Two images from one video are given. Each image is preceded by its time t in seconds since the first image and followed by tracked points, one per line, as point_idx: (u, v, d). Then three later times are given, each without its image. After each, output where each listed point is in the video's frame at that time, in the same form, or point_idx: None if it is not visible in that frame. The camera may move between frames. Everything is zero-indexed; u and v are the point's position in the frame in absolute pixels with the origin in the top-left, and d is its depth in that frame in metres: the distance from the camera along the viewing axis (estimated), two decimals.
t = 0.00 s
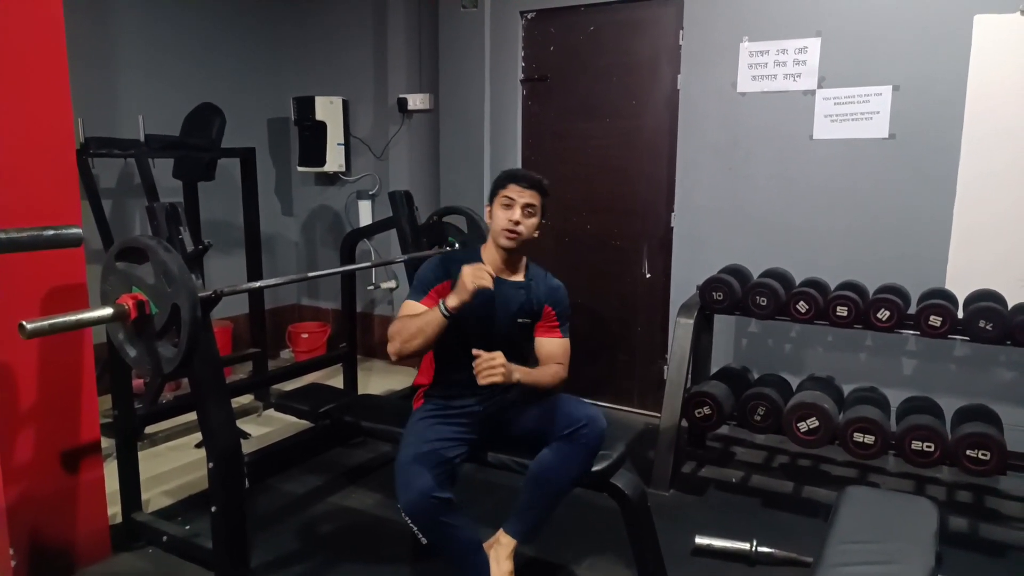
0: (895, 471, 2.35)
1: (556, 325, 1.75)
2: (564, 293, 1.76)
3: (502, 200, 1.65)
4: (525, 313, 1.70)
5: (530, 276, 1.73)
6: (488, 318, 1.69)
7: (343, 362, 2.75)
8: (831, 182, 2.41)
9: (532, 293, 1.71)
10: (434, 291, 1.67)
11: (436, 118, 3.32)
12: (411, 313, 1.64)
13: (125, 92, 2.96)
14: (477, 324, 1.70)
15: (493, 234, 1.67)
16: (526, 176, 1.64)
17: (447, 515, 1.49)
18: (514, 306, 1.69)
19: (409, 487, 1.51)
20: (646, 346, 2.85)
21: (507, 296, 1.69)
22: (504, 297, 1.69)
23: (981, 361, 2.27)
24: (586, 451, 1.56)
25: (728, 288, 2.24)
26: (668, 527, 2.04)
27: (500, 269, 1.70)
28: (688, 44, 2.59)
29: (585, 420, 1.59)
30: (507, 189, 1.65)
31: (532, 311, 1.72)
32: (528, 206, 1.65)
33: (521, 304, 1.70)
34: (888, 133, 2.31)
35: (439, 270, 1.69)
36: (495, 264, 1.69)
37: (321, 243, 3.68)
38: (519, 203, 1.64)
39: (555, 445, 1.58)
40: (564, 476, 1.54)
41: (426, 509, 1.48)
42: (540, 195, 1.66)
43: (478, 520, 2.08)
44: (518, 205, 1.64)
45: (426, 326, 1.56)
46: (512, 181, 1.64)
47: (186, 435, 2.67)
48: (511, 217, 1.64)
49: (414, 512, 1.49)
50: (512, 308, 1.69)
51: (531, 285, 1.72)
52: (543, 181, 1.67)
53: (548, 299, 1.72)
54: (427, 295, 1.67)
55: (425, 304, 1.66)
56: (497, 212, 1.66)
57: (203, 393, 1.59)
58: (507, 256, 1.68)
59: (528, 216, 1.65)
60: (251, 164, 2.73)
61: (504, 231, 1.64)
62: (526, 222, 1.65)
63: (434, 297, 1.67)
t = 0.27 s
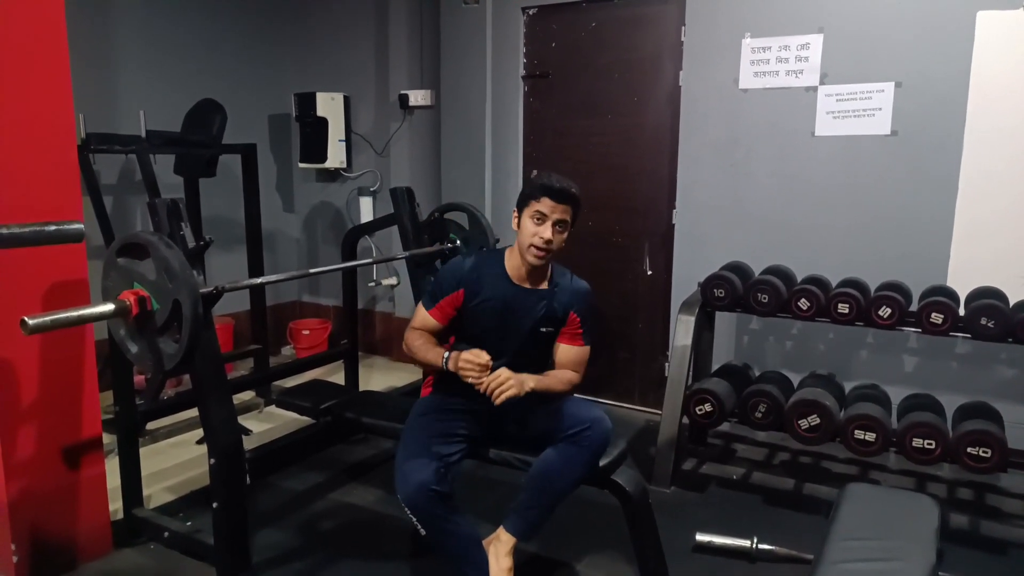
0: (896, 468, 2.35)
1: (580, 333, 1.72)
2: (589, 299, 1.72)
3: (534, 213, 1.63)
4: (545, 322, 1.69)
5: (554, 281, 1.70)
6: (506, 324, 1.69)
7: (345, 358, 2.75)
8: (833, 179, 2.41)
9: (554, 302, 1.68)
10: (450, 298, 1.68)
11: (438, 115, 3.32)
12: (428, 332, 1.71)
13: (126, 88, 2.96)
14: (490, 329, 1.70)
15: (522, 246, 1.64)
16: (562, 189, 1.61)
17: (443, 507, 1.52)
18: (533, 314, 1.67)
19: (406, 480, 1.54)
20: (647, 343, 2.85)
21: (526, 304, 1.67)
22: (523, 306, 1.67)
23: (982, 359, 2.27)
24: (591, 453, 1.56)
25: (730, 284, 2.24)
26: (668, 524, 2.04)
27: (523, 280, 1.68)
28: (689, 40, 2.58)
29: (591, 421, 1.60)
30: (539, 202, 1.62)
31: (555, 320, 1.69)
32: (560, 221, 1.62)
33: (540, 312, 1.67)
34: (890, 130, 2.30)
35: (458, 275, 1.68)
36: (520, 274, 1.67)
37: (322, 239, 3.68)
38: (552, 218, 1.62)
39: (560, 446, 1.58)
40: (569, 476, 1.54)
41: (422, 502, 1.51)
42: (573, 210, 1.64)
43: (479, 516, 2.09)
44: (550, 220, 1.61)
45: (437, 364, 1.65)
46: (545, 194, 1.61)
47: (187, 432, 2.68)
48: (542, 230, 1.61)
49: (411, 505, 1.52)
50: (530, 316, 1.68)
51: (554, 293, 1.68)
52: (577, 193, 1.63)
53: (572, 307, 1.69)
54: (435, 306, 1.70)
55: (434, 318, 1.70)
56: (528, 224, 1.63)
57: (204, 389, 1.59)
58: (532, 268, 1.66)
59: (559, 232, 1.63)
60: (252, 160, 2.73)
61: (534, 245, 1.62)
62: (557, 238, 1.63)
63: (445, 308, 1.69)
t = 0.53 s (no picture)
0: (892, 470, 2.35)
1: (580, 343, 1.69)
2: (590, 308, 1.69)
3: (523, 224, 1.61)
4: (542, 326, 1.68)
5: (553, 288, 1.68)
6: (503, 328, 1.69)
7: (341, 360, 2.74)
8: (829, 181, 2.42)
9: (552, 309, 1.67)
10: (450, 300, 1.71)
11: (435, 117, 3.32)
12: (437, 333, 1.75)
13: (122, 90, 2.96)
14: (487, 331, 1.70)
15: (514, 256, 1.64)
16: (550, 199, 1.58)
17: (425, 498, 1.56)
18: (530, 318, 1.67)
19: (394, 467, 1.59)
20: (644, 345, 2.85)
21: (523, 309, 1.67)
22: (520, 311, 1.67)
23: (978, 361, 2.27)
24: (590, 460, 1.56)
25: (727, 287, 2.24)
26: (665, 526, 2.04)
27: (519, 287, 1.68)
28: (686, 43, 2.59)
29: (593, 429, 1.60)
30: (527, 213, 1.61)
31: (552, 326, 1.68)
32: (551, 230, 1.61)
33: (538, 319, 1.67)
34: (886, 132, 2.31)
35: (458, 279, 1.70)
36: (517, 283, 1.67)
37: (319, 241, 3.68)
38: (542, 228, 1.60)
39: (560, 450, 1.58)
40: (567, 481, 1.54)
41: (405, 491, 1.57)
42: (563, 218, 1.62)
43: (476, 518, 2.08)
44: (540, 230, 1.60)
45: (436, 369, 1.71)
46: (532, 205, 1.59)
47: (184, 435, 2.67)
48: (532, 241, 1.60)
49: (394, 493, 1.57)
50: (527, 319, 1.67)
51: (553, 300, 1.67)
52: (567, 199, 1.60)
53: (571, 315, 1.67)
54: (438, 308, 1.72)
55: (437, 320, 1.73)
56: (518, 235, 1.62)
57: (201, 391, 1.58)
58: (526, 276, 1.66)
59: (550, 242, 1.62)
60: (249, 163, 2.73)
61: (525, 256, 1.61)
62: (548, 248, 1.61)
63: (446, 310, 1.71)
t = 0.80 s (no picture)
0: (895, 469, 2.35)
1: (570, 334, 1.65)
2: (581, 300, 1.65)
3: (506, 215, 1.62)
4: (531, 318, 1.65)
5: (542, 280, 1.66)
6: (494, 322, 1.67)
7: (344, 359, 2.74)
8: (832, 180, 2.41)
9: (540, 300, 1.64)
10: (439, 297, 1.70)
11: (437, 116, 3.32)
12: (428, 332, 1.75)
13: (125, 89, 2.96)
14: (478, 326, 1.68)
15: (499, 247, 1.64)
16: (530, 188, 1.59)
17: (418, 494, 1.58)
18: (519, 310, 1.65)
19: (389, 462, 1.61)
20: (647, 344, 2.85)
21: (511, 301, 1.65)
22: (509, 303, 1.65)
23: (981, 360, 2.27)
24: (590, 462, 1.56)
25: (730, 286, 2.24)
26: (668, 525, 2.04)
27: (506, 278, 1.67)
28: (689, 41, 2.59)
29: (595, 431, 1.59)
30: (509, 205, 1.61)
31: (539, 316, 1.65)
32: (534, 219, 1.62)
33: (527, 310, 1.65)
34: (889, 131, 2.30)
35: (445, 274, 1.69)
36: (504, 276, 1.67)
37: (322, 240, 3.68)
38: (525, 218, 1.61)
39: (561, 451, 1.57)
40: (566, 482, 1.54)
41: (398, 486, 1.58)
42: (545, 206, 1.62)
43: (479, 516, 2.08)
44: (523, 220, 1.61)
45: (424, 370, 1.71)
46: (513, 197, 1.59)
47: (186, 433, 2.67)
48: (517, 231, 1.61)
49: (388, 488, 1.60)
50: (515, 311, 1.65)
51: (540, 291, 1.65)
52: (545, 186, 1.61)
53: (558, 305, 1.63)
54: (427, 305, 1.72)
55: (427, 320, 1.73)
56: (502, 228, 1.63)
57: (204, 389, 1.58)
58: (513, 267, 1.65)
59: (534, 231, 1.63)
60: (251, 161, 2.73)
61: (511, 246, 1.61)
62: (533, 236, 1.62)
63: (435, 307, 1.71)
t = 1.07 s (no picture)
0: (899, 468, 2.35)
1: (549, 319, 1.69)
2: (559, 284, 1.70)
3: (468, 205, 1.64)
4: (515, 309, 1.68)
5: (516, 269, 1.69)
6: (478, 318, 1.68)
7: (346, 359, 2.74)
8: (835, 178, 2.41)
9: (519, 289, 1.68)
10: (418, 303, 1.70)
11: (438, 115, 3.32)
12: (417, 346, 1.73)
13: (127, 89, 2.96)
14: (466, 324, 1.70)
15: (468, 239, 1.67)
16: (487, 174, 1.62)
17: (417, 498, 1.57)
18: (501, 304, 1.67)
19: (388, 467, 1.60)
20: (649, 343, 2.85)
21: (493, 293, 1.67)
22: (491, 296, 1.67)
23: (984, 358, 2.26)
24: (591, 459, 1.56)
25: (732, 284, 2.23)
26: (671, 524, 2.04)
27: (483, 270, 1.69)
28: (691, 39, 2.58)
29: (594, 427, 1.59)
30: (469, 194, 1.64)
31: (520, 305, 1.68)
32: (495, 204, 1.65)
33: (508, 300, 1.67)
34: (892, 128, 2.30)
35: (423, 277, 1.69)
36: (480, 267, 1.69)
37: (323, 239, 3.68)
38: (486, 204, 1.64)
39: (561, 449, 1.57)
40: (568, 480, 1.54)
41: (397, 491, 1.57)
42: (504, 189, 1.66)
43: (482, 516, 2.08)
44: (485, 207, 1.64)
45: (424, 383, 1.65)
46: (471, 185, 1.63)
47: (189, 433, 2.67)
48: (482, 219, 1.63)
49: (388, 493, 1.58)
50: (499, 304, 1.67)
51: (517, 279, 1.68)
52: (501, 171, 1.64)
53: (538, 290, 1.67)
54: (411, 317, 1.71)
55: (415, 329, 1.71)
56: (466, 218, 1.65)
57: (206, 390, 1.58)
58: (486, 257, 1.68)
59: (498, 215, 1.65)
60: (253, 161, 2.73)
61: (479, 235, 1.64)
62: (498, 221, 1.65)
63: (420, 315, 1.71)
